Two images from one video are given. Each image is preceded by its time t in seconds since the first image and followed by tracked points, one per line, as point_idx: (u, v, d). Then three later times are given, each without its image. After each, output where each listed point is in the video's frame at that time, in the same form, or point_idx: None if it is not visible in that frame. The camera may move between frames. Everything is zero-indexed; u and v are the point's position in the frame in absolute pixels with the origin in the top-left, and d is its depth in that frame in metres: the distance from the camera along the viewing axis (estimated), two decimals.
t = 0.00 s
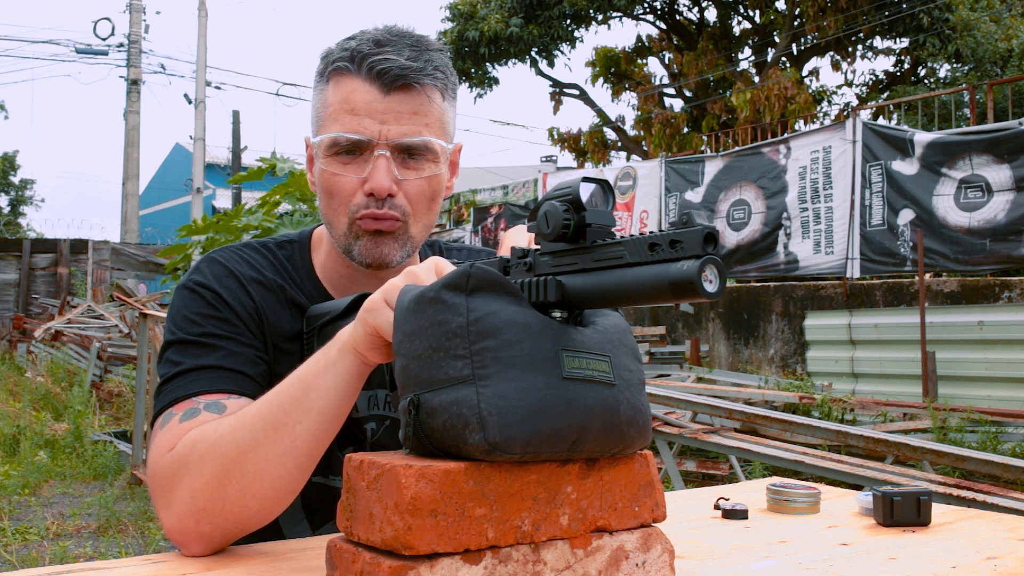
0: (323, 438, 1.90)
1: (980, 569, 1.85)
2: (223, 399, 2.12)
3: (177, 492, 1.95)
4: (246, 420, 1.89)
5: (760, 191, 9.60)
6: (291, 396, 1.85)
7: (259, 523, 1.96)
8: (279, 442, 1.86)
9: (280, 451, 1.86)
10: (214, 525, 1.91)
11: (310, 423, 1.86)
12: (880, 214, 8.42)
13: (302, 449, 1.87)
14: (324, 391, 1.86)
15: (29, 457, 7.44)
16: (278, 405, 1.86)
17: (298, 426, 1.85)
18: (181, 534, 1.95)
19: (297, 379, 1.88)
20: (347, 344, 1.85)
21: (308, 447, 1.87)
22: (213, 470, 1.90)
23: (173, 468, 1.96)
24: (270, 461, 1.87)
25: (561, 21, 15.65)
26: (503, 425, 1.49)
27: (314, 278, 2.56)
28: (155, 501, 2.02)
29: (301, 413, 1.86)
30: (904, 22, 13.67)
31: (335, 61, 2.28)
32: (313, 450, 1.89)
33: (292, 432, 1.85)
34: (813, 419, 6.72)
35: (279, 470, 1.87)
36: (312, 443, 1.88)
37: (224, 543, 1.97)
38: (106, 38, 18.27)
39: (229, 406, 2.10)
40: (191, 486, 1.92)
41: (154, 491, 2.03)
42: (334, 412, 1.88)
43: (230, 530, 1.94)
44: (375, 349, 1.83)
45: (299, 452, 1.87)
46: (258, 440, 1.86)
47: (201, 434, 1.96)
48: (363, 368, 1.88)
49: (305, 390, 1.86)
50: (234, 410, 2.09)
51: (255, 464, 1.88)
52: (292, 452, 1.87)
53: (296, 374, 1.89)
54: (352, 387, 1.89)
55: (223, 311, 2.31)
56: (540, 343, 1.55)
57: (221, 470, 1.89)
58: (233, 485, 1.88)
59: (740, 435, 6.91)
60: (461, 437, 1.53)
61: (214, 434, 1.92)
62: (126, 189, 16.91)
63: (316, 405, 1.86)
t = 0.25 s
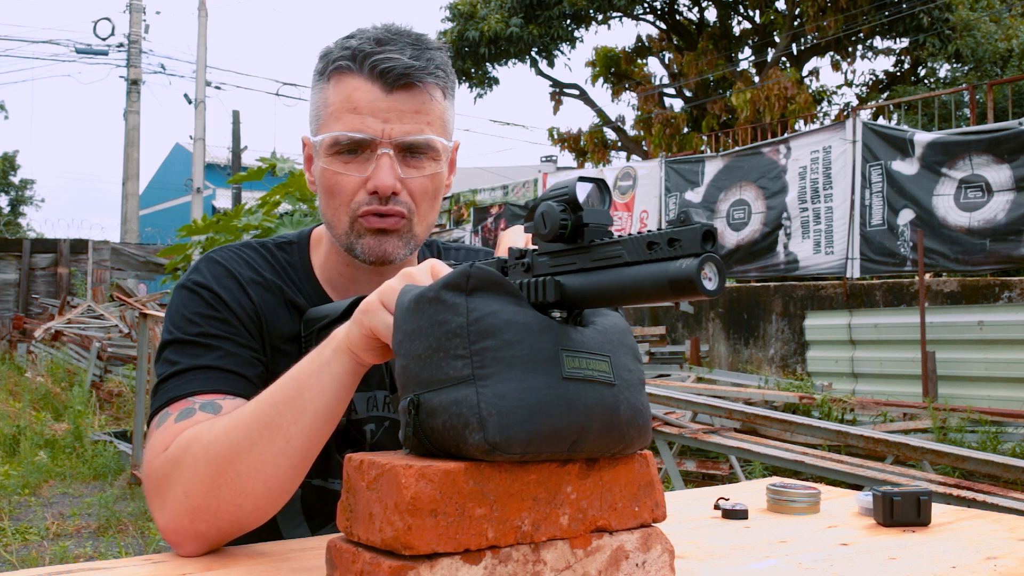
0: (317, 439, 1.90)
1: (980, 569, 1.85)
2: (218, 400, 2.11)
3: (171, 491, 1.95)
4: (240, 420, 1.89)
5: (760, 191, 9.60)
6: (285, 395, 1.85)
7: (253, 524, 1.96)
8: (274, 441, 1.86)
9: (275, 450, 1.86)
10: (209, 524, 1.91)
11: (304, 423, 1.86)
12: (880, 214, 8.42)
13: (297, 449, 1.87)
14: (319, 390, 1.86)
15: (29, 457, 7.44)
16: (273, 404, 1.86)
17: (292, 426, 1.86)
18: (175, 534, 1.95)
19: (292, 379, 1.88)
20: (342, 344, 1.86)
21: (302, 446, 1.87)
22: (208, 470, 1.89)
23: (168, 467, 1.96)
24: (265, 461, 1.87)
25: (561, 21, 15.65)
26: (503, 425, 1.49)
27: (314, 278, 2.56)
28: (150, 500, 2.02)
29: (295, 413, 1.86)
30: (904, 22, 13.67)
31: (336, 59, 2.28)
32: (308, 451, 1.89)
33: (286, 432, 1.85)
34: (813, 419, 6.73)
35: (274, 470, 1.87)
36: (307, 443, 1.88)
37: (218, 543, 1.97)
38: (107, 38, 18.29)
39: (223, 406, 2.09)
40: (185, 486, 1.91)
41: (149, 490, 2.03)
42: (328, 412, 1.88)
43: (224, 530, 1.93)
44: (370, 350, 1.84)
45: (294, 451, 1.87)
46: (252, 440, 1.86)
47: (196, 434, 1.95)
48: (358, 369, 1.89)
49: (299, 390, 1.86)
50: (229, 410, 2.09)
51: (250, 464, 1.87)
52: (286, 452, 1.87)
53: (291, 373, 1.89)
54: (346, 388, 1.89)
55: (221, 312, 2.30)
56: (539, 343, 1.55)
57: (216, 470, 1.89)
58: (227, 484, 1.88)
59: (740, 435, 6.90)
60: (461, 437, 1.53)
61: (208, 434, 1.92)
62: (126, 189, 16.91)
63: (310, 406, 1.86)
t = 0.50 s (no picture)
0: (306, 445, 1.90)
1: (980, 569, 1.85)
2: (207, 401, 2.11)
3: (158, 491, 1.95)
4: (230, 424, 1.89)
5: (760, 191, 9.60)
6: (276, 401, 1.85)
7: (240, 526, 1.97)
8: (262, 446, 1.86)
9: (263, 455, 1.86)
10: (195, 525, 1.92)
11: (294, 430, 1.86)
12: (880, 214, 8.42)
13: (285, 454, 1.87)
14: (310, 398, 1.86)
15: (29, 457, 7.44)
16: (263, 410, 1.85)
17: (281, 432, 1.85)
18: (160, 533, 1.95)
19: (282, 385, 1.87)
20: (335, 353, 1.85)
21: (290, 452, 1.87)
22: (195, 471, 1.90)
23: (156, 468, 1.96)
24: (252, 465, 1.87)
25: (561, 21, 15.64)
26: (503, 425, 1.49)
27: (311, 277, 2.55)
28: (136, 499, 2.03)
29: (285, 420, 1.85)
30: (904, 22, 13.67)
31: (333, 54, 2.29)
32: (296, 456, 1.89)
33: (275, 438, 1.85)
34: (813, 419, 6.72)
35: (261, 474, 1.87)
36: (295, 449, 1.88)
37: (204, 543, 1.98)
38: (106, 37, 18.29)
39: (213, 407, 2.09)
40: (172, 487, 1.92)
41: (136, 489, 2.03)
42: (318, 419, 1.88)
43: (210, 531, 1.94)
44: (364, 360, 1.83)
45: (282, 457, 1.87)
46: (240, 444, 1.86)
47: (184, 435, 1.96)
48: (350, 378, 1.88)
49: (289, 397, 1.85)
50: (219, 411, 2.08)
51: (238, 467, 1.88)
52: (274, 457, 1.87)
53: (282, 379, 1.89)
54: (337, 396, 1.88)
55: (215, 311, 2.31)
56: (540, 343, 1.55)
57: (203, 471, 1.89)
58: (214, 486, 1.89)
59: (740, 435, 6.90)
60: (461, 437, 1.53)
61: (197, 436, 1.92)
62: (126, 189, 16.91)
63: (300, 413, 1.86)
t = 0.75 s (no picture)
0: (300, 450, 1.90)
1: (980, 569, 1.85)
2: (202, 403, 2.11)
3: (150, 493, 1.95)
4: (224, 426, 1.89)
5: (760, 191, 9.60)
6: (271, 405, 1.85)
7: (232, 529, 1.97)
8: (256, 450, 1.86)
9: (256, 459, 1.86)
10: (187, 528, 1.92)
11: (288, 434, 1.86)
12: (880, 214, 8.42)
13: (280, 458, 1.87)
14: (305, 402, 1.86)
15: (29, 457, 7.44)
16: (258, 413, 1.85)
17: (275, 436, 1.85)
18: (151, 534, 1.95)
19: (278, 388, 1.87)
20: (332, 358, 1.85)
21: (284, 456, 1.87)
22: (188, 474, 1.89)
23: (148, 470, 1.96)
24: (246, 468, 1.87)
25: (561, 21, 15.64)
26: (503, 425, 1.49)
27: (309, 278, 2.55)
28: (128, 501, 2.02)
29: (280, 423, 1.85)
30: (904, 22, 13.67)
31: (323, 57, 2.29)
32: (290, 461, 1.89)
33: (269, 441, 1.85)
34: (813, 419, 6.72)
35: (255, 478, 1.88)
36: (289, 453, 1.88)
37: (195, 545, 1.98)
38: (106, 37, 18.30)
39: (208, 410, 2.09)
40: (164, 490, 1.91)
41: (128, 490, 2.03)
42: (313, 424, 1.88)
43: (202, 534, 1.94)
44: (361, 364, 1.84)
45: (275, 461, 1.87)
46: (235, 447, 1.86)
47: (178, 437, 1.95)
48: (346, 383, 1.88)
49: (285, 400, 1.85)
50: (213, 414, 2.08)
51: (231, 471, 1.88)
52: (268, 460, 1.87)
53: (277, 382, 1.89)
54: (332, 401, 1.89)
55: (212, 312, 2.31)
56: (540, 343, 1.55)
57: (195, 475, 1.89)
58: (207, 488, 1.88)
59: (740, 435, 6.90)
60: (461, 437, 1.53)
61: (190, 438, 1.92)
62: (126, 189, 16.91)
63: (295, 416, 1.86)
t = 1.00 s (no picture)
0: (298, 449, 1.90)
1: (980, 569, 1.85)
2: (200, 404, 2.11)
3: (148, 495, 1.95)
4: (221, 427, 1.89)
5: (760, 191, 9.60)
6: (268, 404, 1.85)
7: (231, 529, 1.96)
8: (254, 449, 1.86)
9: (254, 458, 1.86)
10: (185, 529, 1.92)
11: (286, 432, 1.86)
12: (880, 214, 8.42)
13: (278, 458, 1.87)
14: (302, 401, 1.86)
15: (29, 458, 7.44)
16: (255, 413, 1.85)
17: (273, 435, 1.85)
18: (150, 536, 1.95)
19: (274, 388, 1.87)
20: (329, 357, 1.86)
21: (282, 455, 1.87)
22: (186, 475, 1.89)
23: (146, 472, 1.96)
24: (244, 468, 1.87)
25: (561, 21, 15.64)
26: (503, 425, 1.49)
27: (307, 279, 2.55)
28: (126, 504, 2.02)
29: (277, 422, 1.85)
30: (904, 22, 13.67)
31: (320, 59, 2.29)
32: (288, 460, 1.89)
33: (267, 441, 1.85)
34: (813, 419, 6.72)
35: (253, 478, 1.87)
36: (288, 452, 1.88)
37: (194, 546, 1.98)
38: (106, 37, 18.31)
39: (206, 410, 2.09)
40: (162, 492, 1.91)
41: (126, 492, 2.03)
42: (310, 422, 1.88)
43: (201, 535, 1.94)
44: (359, 362, 1.84)
45: (274, 460, 1.87)
46: (232, 447, 1.86)
47: (175, 438, 1.95)
48: (344, 381, 1.88)
49: (282, 399, 1.85)
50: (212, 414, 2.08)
51: (229, 471, 1.87)
52: (266, 460, 1.86)
53: (274, 381, 1.89)
54: (330, 399, 1.88)
55: (210, 313, 2.31)
56: (540, 343, 1.55)
57: (193, 476, 1.89)
58: (205, 489, 1.88)
59: (740, 435, 6.90)
60: (461, 437, 1.53)
61: (188, 439, 1.92)
62: (126, 189, 16.90)
63: (293, 415, 1.86)
